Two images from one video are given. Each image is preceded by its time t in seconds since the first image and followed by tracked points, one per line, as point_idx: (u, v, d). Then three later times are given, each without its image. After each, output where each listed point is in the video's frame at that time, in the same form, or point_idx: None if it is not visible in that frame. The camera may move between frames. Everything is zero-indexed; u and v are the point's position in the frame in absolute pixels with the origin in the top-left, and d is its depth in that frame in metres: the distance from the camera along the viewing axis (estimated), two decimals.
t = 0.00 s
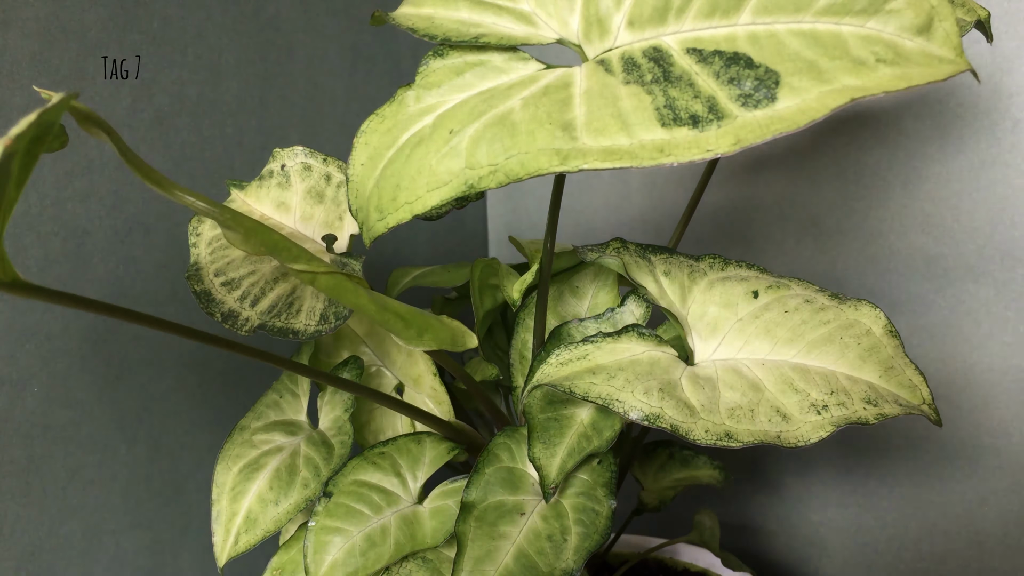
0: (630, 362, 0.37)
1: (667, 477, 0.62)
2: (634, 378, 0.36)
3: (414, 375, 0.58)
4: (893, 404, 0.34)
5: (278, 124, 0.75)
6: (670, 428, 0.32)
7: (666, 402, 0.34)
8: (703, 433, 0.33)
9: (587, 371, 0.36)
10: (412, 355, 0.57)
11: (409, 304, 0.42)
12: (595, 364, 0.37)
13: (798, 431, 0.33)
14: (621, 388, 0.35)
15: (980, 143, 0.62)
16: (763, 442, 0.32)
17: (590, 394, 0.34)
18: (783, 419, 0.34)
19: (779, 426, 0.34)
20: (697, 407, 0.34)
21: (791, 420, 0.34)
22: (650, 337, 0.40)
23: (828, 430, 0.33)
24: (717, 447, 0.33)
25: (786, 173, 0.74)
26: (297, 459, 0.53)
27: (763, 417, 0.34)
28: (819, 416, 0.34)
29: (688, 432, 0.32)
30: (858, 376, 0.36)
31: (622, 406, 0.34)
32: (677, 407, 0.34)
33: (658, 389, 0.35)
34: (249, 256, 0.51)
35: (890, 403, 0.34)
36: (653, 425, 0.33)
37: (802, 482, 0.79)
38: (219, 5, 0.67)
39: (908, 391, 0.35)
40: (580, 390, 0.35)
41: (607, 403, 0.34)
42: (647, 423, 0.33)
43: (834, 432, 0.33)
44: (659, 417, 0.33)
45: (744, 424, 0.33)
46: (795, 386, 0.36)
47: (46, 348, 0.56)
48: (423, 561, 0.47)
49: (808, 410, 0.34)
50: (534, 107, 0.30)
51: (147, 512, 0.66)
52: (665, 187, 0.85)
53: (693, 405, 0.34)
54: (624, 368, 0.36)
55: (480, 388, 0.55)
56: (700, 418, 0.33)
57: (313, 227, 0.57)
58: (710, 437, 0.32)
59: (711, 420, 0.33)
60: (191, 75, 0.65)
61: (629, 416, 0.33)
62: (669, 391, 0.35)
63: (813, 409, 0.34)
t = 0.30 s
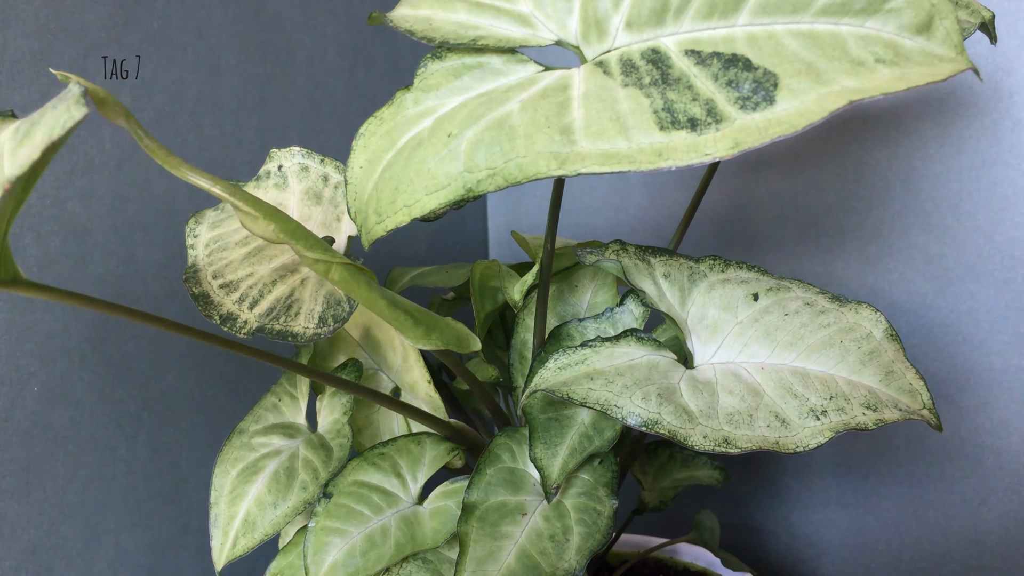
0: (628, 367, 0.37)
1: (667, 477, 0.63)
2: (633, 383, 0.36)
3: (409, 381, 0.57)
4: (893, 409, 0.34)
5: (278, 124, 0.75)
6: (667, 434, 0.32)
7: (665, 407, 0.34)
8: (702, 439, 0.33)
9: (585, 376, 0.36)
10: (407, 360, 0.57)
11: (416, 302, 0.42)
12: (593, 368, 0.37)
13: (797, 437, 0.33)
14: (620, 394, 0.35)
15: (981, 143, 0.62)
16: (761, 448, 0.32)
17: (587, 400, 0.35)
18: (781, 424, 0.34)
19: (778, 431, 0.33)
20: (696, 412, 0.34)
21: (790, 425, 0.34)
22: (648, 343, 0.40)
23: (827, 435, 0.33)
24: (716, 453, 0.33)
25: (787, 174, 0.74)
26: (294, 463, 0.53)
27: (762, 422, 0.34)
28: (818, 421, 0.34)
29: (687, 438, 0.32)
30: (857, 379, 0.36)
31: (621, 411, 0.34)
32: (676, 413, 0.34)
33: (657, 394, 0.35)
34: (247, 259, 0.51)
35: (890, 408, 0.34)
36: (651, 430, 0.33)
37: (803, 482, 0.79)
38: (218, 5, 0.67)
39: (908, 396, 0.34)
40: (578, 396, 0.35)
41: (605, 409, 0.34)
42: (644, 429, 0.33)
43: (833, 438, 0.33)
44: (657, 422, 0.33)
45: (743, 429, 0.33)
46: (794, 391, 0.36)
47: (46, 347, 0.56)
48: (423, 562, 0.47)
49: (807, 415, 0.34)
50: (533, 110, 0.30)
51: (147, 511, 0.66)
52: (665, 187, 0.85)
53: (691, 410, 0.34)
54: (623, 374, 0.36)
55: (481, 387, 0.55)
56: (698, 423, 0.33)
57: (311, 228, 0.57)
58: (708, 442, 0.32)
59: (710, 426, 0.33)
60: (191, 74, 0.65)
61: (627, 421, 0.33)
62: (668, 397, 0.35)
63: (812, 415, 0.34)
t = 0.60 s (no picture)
0: (627, 367, 0.37)
1: (668, 478, 0.62)
2: (632, 384, 0.36)
3: (405, 385, 0.57)
4: (893, 410, 0.34)
5: (279, 124, 0.74)
6: (667, 434, 0.32)
7: (664, 407, 0.34)
8: (701, 439, 0.33)
9: (584, 376, 0.36)
10: (403, 364, 0.57)
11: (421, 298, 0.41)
12: (592, 369, 0.37)
13: (796, 437, 0.33)
14: (619, 394, 0.35)
15: (979, 143, 0.62)
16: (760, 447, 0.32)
17: (586, 400, 0.35)
18: (781, 424, 0.34)
19: (777, 431, 0.33)
20: (695, 413, 0.34)
21: (789, 425, 0.34)
22: (648, 343, 0.40)
23: (826, 435, 0.33)
24: (716, 453, 0.33)
25: (787, 173, 0.74)
26: (294, 462, 0.52)
27: (761, 422, 0.34)
28: (817, 421, 0.34)
29: (686, 438, 0.32)
30: (857, 380, 0.36)
31: (620, 411, 0.34)
32: (675, 413, 0.34)
33: (656, 394, 0.35)
34: (248, 259, 0.51)
35: (890, 408, 0.34)
36: (650, 430, 0.32)
37: (803, 482, 0.79)
38: (219, 5, 0.67)
39: (908, 396, 0.35)
40: (577, 397, 0.35)
41: (604, 409, 0.34)
42: (644, 429, 0.33)
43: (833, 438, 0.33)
44: (657, 422, 0.33)
45: (743, 429, 0.33)
46: (794, 391, 0.36)
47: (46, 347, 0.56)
48: (423, 562, 0.47)
49: (806, 415, 0.34)
50: (529, 111, 0.30)
51: (148, 511, 0.66)
52: (665, 187, 0.85)
53: (691, 410, 0.34)
54: (621, 374, 0.36)
55: (481, 387, 0.55)
56: (697, 424, 0.33)
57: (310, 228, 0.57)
58: (707, 442, 0.32)
59: (710, 426, 0.33)
60: (192, 75, 0.65)
61: (627, 421, 0.33)
62: (666, 397, 0.35)
63: (812, 415, 0.34)
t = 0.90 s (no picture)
0: (618, 369, 0.37)
1: (667, 470, 0.63)
2: (623, 386, 0.36)
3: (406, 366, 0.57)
4: (884, 409, 0.34)
5: (279, 118, 0.75)
6: (657, 437, 0.33)
7: (654, 410, 0.35)
8: (691, 441, 0.33)
9: (575, 380, 0.37)
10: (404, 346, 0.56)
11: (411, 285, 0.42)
12: (583, 372, 0.37)
13: (787, 437, 0.34)
14: (609, 398, 0.35)
15: (972, 138, 0.63)
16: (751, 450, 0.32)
17: (578, 404, 0.35)
18: (772, 425, 0.34)
19: (768, 432, 0.34)
20: (686, 414, 0.35)
21: (780, 426, 0.34)
22: (639, 344, 0.40)
23: (817, 437, 0.33)
24: (707, 454, 0.33)
25: (782, 168, 0.75)
26: (286, 418, 0.56)
27: (752, 423, 0.34)
28: (808, 422, 0.34)
29: (676, 440, 0.33)
30: (849, 378, 0.36)
31: (611, 414, 0.34)
32: (665, 415, 0.34)
33: (646, 397, 0.35)
34: (247, 249, 0.51)
35: (881, 407, 0.34)
36: (640, 433, 0.33)
37: (798, 473, 0.80)
38: None
39: (900, 394, 0.35)
40: (568, 400, 0.35)
41: (594, 412, 0.34)
42: (635, 432, 0.34)
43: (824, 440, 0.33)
44: (647, 425, 0.34)
45: (734, 430, 0.34)
46: (785, 391, 0.36)
47: (46, 339, 0.57)
48: (421, 568, 0.47)
49: (798, 416, 0.35)
50: (524, 98, 0.31)
51: (149, 504, 0.66)
52: (663, 182, 0.85)
53: (681, 412, 0.35)
54: (613, 377, 0.37)
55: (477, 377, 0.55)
56: (688, 426, 0.34)
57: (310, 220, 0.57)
58: (698, 445, 0.33)
59: (700, 428, 0.34)
60: (191, 70, 0.65)
61: (617, 424, 0.34)
62: (658, 399, 0.35)
63: (803, 415, 0.35)
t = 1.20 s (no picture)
0: (618, 372, 0.37)
1: (666, 470, 0.63)
2: (622, 390, 0.36)
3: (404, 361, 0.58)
4: (884, 412, 0.34)
5: (278, 117, 0.75)
6: (656, 440, 0.33)
7: (653, 413, 0.35)
8: (691, 444, 0.33)
9: (574, 383, 0.37)
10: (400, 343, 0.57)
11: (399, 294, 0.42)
12: (582, 375, 0.37)
13: (786, 441, 0.34)
14: (609, 401, 0.35)
15: (973, 138, 0.63)
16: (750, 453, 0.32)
17: (576, 407, 0.35)
18: (772, 428, 0.34)
19: (767, 435, 0.34)
20: (685, 417, 0.35)
21: (780, 429, 0.34)
22: (639, 346, 0.40)
23: (816, 440, 0.33)
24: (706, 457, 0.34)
25: (781, 167, 0.75)
26: (283, 417, 0.56)
27: (752, 426, 0.34)
28: (808, 425, 0.34)
29: (675, 443, 0.33)
30: (848, 381, 0.36)
31: (610, 417, 0.34)
32: (664, 418, 0.34)
33: (645, 400, 0.35)
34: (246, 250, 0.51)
35: (881, 410, 0.34)
36: (639, 436, 0.33)
37: (797, 472, 0.80)
38: None
39: (900, 396, 0.35)
40: (567, 403, 0.35)
41: (593, 416, 0.34)
42: (634, 435, 0.34)
43: (823, 443, 0.33)
44: (646, 429, 0.34)
45: (733, 433, 0.34)
46: (784, 394, 0.36)
47: (47, 339, 0.57)
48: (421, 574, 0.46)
49: (797, 419, 0.35)
50: (536, 98, 0.30)
51: (149, 503, 0.66)
52: (663, 181, 0.85)
53: (681, 415, 0.35)
54: (612, 379, 0.37)
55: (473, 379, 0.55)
56: (688, 429, 0.34)
57: (310, 220, 0.58)
58: (697, 448, 0.33)
59: (699, 431, 0.34)
60: (191, 69, 0.65)
61: (616, 427, 0.34)
62: (657, 402, 0.35)
63: (802, 418, 0.35)
